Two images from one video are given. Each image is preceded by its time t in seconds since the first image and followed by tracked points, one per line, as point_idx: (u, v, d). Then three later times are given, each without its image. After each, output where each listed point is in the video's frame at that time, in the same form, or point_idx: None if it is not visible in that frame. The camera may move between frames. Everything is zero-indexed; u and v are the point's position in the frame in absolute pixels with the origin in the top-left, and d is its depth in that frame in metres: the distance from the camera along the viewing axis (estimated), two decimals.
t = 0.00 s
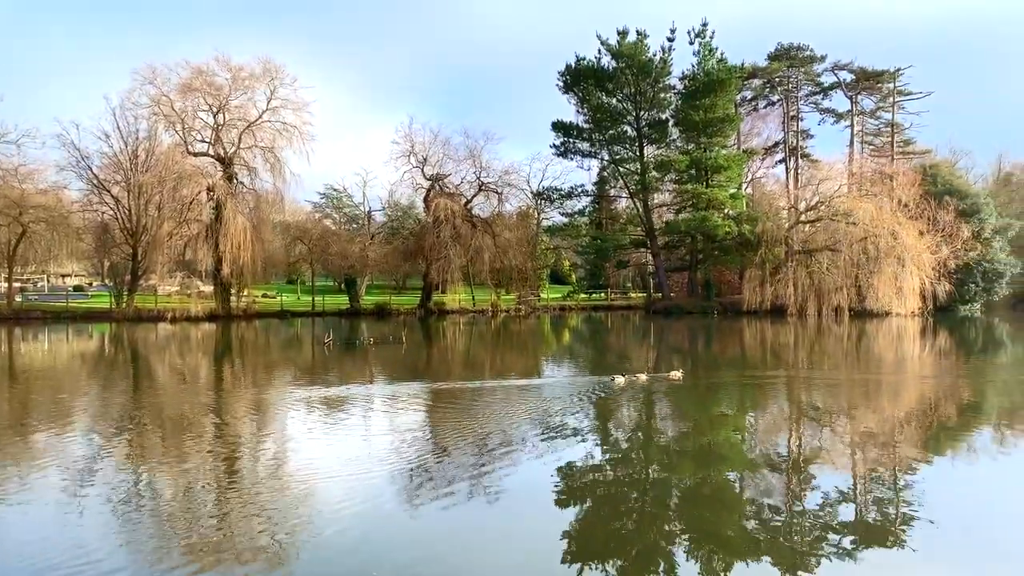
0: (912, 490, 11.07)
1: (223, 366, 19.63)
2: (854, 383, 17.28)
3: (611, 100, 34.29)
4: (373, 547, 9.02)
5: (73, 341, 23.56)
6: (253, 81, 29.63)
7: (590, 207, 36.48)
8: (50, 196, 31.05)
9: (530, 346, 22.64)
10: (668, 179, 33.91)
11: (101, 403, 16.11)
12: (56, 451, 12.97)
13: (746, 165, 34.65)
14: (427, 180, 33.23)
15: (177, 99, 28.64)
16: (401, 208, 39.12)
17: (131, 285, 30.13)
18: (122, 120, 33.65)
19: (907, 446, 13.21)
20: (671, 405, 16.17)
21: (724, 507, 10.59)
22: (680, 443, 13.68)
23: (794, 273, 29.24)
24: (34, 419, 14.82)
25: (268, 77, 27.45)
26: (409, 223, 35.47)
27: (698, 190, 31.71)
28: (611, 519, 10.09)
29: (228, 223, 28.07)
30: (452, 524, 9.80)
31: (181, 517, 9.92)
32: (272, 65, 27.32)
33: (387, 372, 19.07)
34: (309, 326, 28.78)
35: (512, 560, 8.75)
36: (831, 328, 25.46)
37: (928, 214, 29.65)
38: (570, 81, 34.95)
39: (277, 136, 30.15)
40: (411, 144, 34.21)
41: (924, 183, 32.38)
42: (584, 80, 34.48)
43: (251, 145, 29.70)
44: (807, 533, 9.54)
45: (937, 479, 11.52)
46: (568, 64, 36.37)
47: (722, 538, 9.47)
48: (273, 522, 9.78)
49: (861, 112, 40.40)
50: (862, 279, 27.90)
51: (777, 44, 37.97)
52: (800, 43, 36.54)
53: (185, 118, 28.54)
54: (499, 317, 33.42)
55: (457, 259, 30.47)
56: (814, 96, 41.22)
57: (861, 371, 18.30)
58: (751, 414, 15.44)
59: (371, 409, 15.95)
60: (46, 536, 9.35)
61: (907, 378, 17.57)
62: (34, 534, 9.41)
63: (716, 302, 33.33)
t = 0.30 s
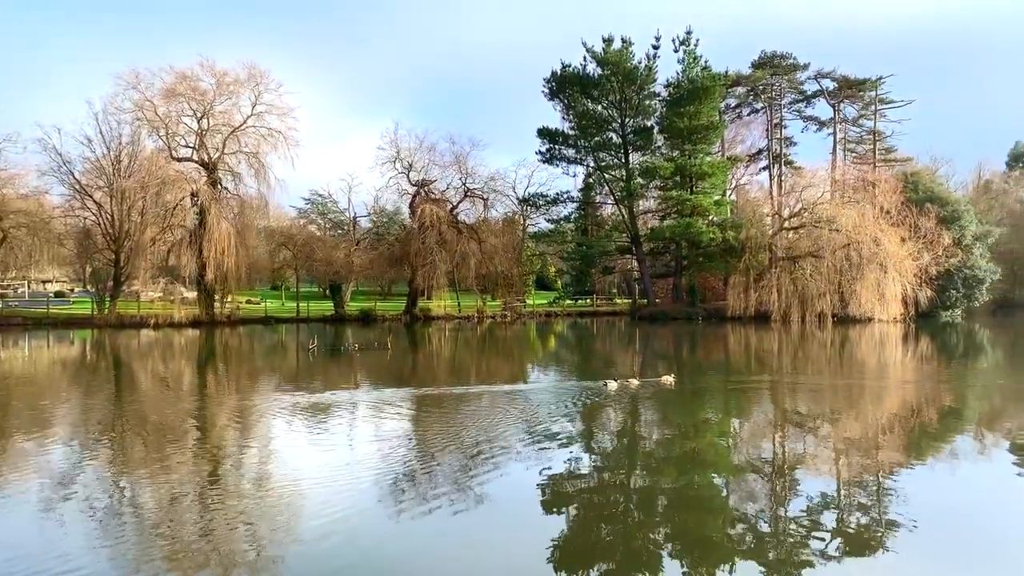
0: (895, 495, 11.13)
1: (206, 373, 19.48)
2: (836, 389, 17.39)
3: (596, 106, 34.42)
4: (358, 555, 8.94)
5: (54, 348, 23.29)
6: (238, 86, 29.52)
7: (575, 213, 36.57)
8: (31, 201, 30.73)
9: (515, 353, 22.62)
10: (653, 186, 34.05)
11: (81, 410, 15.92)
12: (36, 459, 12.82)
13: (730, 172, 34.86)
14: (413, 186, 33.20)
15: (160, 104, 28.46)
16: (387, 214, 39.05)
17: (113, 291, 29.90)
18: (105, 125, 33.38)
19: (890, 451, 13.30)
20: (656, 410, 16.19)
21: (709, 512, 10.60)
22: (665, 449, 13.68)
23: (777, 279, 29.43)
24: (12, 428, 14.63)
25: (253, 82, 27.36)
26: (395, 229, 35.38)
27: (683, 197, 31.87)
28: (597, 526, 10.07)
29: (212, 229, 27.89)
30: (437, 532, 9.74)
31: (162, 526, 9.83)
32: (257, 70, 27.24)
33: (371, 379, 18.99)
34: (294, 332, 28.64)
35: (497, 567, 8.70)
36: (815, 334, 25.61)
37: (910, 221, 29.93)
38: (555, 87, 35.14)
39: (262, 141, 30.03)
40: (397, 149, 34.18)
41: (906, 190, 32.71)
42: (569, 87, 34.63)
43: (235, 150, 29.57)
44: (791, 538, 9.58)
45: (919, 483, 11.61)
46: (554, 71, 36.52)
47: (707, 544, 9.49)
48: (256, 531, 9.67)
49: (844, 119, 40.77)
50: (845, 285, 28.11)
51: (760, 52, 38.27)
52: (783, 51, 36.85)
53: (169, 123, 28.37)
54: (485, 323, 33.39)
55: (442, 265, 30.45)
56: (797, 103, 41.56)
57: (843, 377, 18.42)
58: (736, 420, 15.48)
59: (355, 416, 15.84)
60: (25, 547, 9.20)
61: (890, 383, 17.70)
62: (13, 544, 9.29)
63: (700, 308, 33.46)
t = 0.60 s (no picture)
0: (877, 496, 11.21)
1: (190, 376, 19.34)
2: (820, 391, 17.50)
3: (582, 110, 34.51)
4: (343, 560, 8.89)
5: (34, 352, 23.00)
6: (222, 88, 29.34)
7: (561, 216, 36.61)
8: (11, 203, 30.35)
9: (500, 355, 22.61)
10: (638, 189, 34.14)
11: (61, 415, 15.72)
12: (16, 464, 12.65)
13: (715, 175, 35.06)
14: (398, 188, 33.13)
15: (143, 105, 28.23)
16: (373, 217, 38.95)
17: (94, 294, 29.71)
18: (87, 125, 33.00)
19: (873, 452, 13.40)
20: (642, 413, 16.22)
21: (695, 515, 10.62)
22: (651, 452, 13.71)
23: (761, 282, 29.62)
24: None
25: (238, 84, 27.20)
26: (380, 232, 35.30)
27: (668, 200, 32.00)
28: (582, 528, 10.08)
29: (196, 231, 27.70)
30: (423, 535, 9.71)
31: (145, 531, 9.73)
32: (242, 72, 27.11)
33: (356, 382, 18.91)
34: (278, 335, 28.48)
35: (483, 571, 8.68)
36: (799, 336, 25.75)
37: (893, 225, 30.20)
38: (541, 91, 35.25)
39: (246, 143, 29.88)
40: (382, 152, 34.09)
41: (888, 194, 33.00)
42: (555, 90, 34.70)
43: (219, 152, 29.38)
44: (776, 540, 9.63)
45: (902, 484, 11.70)
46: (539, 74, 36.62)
47: (693, 546, 9.52)
48: (241, 536, 9.60)
49: (827, 123, 41.11)
50: (828, 288, 28.32)
51: (744, 57, 38.50)
52: (767, 56, 37.11)
53: (152, 125, 28.16)
54: (471, 326, 33.37)
55: (428, 268, 30.41)
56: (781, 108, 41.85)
57: (826, 379, 18.56)
58: (721, 422, 15.53)
59: (340, 420, 15.76)
60: (5, 554, 9.07)
61: (873, 385, 17.82)
62: None
63: (685, 311, 33.60)
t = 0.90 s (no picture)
0: (860, 496, 11.29)
1: (174, 378, 19.21)
2: (802, 391, 17.62)
3: (568, 111, 34.57)
4: (328, 562, 8.87)
5: (15, 353, 22.74)
6: (206, 88, 29.17)
7: (547, 218, 36.63)
8: None
9: (485, 357, 22.63)
10: (623, 191, 34.21)
11: (41, 417, 15.54)
12: None
13: (700, 177, 35.25)
14: (384, 189, 33.04)
15: (126, 105, 28.00)
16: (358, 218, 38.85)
17: (76, 295, 29.44)
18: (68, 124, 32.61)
19: (856, 452, 13.50)
20: (627, 414, 16.27)
21: (680, 515, 10.65)
22: (636, 452, 13.75)
23: (745, 283, 29.80)
24: None
25: (222, 83, 27.03)
26: (365, 233, 35.21)
27: (653, 201, 32.12)
28: (568, 529, 10.10)
29: (179, 232, 27.54)
30: (409, 538, 9.67)
31: (128, 534, 9.65)
32: (226, 72, 26.94)
33: (341, 383, 18.85)
34: (262, 337, 28.35)
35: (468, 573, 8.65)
36: (783, 337, 25.92)
37: (875, 227, 30.46)
38: (527, 92, 35.28)
39: (230, 143, 29.69)
40: (367, 152, 34.00)
41: (871, 196, 33.27)
42: (541, 91, 34.74)
43: (203, 152, 29.20)
44: (761, 540, 9.69)
45: (885, 484, 11.79)
46: (525, 76, 36.66)
47: (678, 545, 9.57)
48: (225, 539, 9.52)
49: (810, 126, 41.42)
50: (812, 290, 28.53)
51: (729, 59, 38.71)
52: (751, 59, 37.34)
53: (135, 125, 27.93)
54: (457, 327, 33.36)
55: (414, 269, 30.37)
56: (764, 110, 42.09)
57: (809, 380, 18.71)
58: (705, 422, 15.60)
59: (326, 421, 15.70)
60: None
61: (855, 386, 17.97)
62: None
63: (670, 312, 33.75)
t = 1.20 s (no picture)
0: (845, 496, 11.34)
1: (157, 379, 19.07)
2: (786, 391, 17.72)
3: (554, 112, 34.62)
4: (314, 564, 8.82)
5: None
6: (190, 87, 28.97)
7: (533, 218, 36.64)
8: None
9: (470, 357, 22.61)
10: (610, 192, 34.28)
11: (21, 419, 15.35)
12: None
13: (685, 178, 35.39)
14: (370, 189, 32.95)
15: (109, 104, 27.75)
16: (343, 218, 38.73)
17: (58, 295, 29.12)
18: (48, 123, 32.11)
19: (840, 452, 13.57)
20: (613, 414, 16.28)
21: (666, 515, 10.68)
22: (622, 452, 13.77)
23: (730, 284, 29.96)
24: None
25: (206, 82, 26.86)
26: (351, 233, 35.11)
27: (639, 202, 32.20)
28: (554, 530, 10.09)
29: (162, 232, 27.35)
30: (394, 539, 9.64)
31: (110, 537, 9.56)
32: (210, 71, 26.74)
33: (326, 384, 18.77)
34: (247, 337, 28.21)
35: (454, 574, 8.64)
36: (768, 338, 26.06)
37: (858, 228, 30.70)
38: (513, 93, 35.28)
39: (215, 143, 29.51)
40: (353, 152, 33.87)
41: (854, 197, 33.50)
42: (527, 92, 34.76)
43: (188, 152, 29.00)
44: (745, 539, 9.72)
45: (868, 483, 11.87)
46: (511, 77, 36.68)
47: (663, 545, 9.61)
48: (209, 542, 9.45)
49: (794, 127, 41.69)
50: (796, 290, 28.71)
51: (715, 61, 38.91)
52: (736, 60, 37.56)
53: (118, 124, 27.70)
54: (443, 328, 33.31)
55: (400, 269, 30.31)
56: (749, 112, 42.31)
57: (793, 380, 18.81)
58: (691, 422, 15.63)
59: (311, 422, 15.63)
60: None
61: (837, 386, 18.09)
62: None
63: (655, 312, 33.87)
